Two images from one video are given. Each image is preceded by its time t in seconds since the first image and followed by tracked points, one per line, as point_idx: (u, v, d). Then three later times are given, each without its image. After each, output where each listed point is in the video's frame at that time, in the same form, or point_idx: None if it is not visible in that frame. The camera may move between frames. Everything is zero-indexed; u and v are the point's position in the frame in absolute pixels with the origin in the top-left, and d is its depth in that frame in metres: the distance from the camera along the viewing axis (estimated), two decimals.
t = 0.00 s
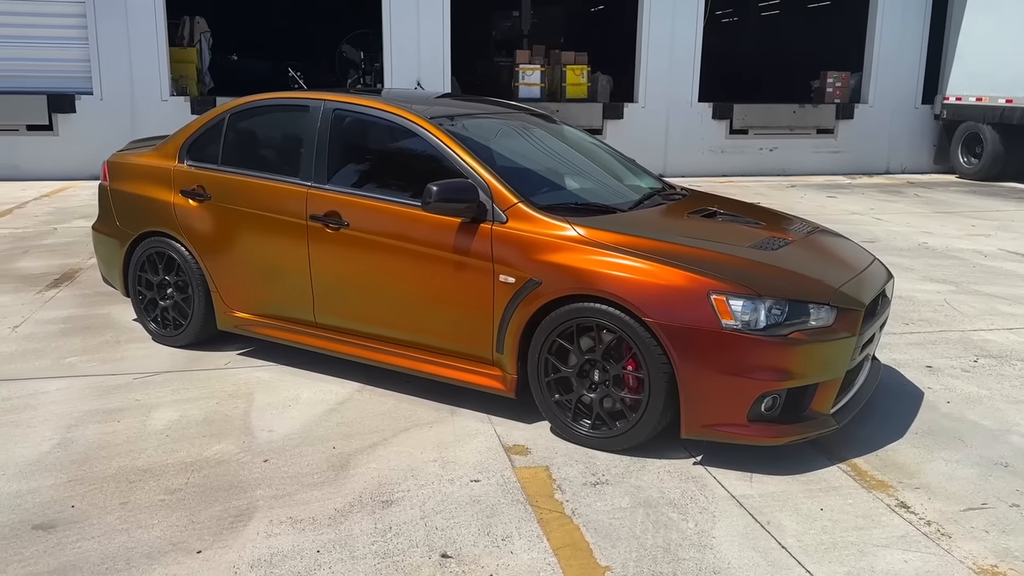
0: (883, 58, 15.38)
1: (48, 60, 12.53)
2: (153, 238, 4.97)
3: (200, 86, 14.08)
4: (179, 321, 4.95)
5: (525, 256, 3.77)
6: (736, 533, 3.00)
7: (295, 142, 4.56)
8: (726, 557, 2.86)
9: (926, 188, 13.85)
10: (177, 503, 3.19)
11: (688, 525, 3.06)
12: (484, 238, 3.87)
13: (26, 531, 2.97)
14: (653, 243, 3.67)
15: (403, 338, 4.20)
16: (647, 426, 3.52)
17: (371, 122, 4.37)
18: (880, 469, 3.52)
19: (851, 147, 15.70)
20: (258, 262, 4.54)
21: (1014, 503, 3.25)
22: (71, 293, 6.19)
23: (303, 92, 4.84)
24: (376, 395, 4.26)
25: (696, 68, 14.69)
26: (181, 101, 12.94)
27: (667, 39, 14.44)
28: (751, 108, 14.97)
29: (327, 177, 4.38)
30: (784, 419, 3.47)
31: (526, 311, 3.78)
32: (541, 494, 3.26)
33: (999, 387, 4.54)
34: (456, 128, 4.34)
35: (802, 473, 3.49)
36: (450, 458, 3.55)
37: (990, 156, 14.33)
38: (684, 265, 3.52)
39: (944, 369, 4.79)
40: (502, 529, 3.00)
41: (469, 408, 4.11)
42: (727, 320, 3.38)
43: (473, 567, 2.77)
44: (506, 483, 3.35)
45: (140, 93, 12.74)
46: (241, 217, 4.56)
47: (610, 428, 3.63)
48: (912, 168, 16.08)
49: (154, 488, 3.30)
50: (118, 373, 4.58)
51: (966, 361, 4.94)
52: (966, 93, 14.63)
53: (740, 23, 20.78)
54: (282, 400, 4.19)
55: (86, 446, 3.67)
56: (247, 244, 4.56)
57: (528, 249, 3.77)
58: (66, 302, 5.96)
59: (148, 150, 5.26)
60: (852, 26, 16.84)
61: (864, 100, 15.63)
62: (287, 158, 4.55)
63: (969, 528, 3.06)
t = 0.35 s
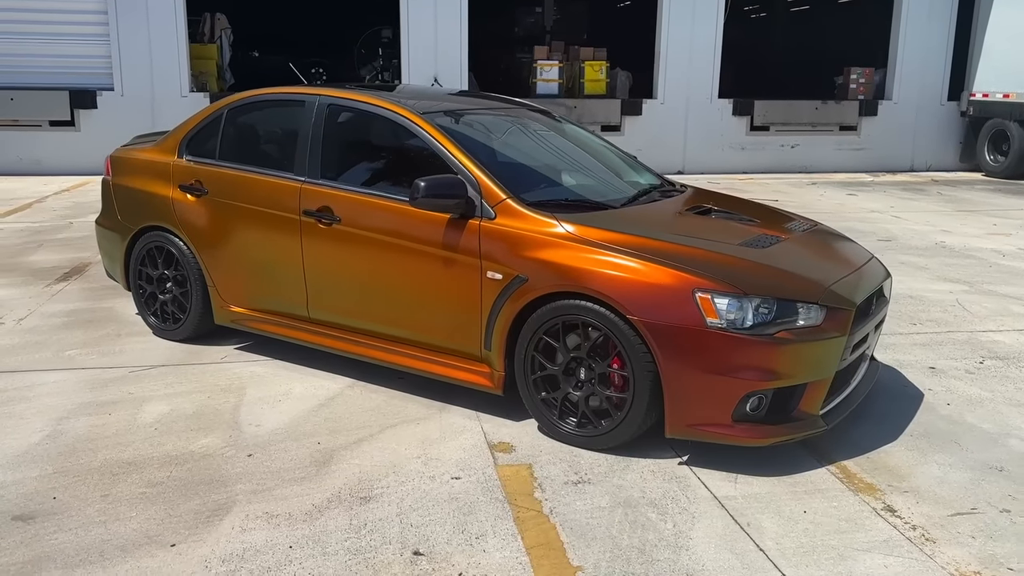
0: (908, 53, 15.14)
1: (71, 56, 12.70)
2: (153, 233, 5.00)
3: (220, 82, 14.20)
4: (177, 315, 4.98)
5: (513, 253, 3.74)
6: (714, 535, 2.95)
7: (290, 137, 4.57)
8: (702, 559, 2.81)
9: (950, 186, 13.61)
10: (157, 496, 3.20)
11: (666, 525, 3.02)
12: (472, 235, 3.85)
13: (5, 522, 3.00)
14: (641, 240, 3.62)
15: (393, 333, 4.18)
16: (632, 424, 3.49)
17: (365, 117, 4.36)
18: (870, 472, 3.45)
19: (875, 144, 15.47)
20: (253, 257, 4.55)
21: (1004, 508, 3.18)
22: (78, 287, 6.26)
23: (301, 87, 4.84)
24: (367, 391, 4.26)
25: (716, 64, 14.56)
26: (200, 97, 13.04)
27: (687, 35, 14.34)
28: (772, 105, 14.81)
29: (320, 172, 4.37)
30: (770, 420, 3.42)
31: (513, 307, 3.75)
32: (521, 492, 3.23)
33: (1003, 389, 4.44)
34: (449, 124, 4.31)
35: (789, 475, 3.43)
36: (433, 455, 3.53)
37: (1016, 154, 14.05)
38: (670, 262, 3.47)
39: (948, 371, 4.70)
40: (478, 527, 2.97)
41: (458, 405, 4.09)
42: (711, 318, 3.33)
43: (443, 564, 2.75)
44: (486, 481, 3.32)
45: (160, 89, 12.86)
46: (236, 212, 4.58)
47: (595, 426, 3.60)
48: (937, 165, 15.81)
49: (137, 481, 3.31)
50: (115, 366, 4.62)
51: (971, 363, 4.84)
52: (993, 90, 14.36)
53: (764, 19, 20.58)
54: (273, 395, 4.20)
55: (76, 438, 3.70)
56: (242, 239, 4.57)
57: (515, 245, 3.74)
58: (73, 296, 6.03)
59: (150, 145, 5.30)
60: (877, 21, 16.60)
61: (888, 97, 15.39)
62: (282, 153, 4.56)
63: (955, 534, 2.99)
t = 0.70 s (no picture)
0: (932, 49, 14.91)
1: (92, 53, 12.85)
2: (153, 227, 5.05)
3: (239, 79, 14.31)
4: (176, 309, 5.03)
5: (498, 249, 3.73)
6: (689, 536, 2.93)
7: (285, 132, 4.59)
8: (674, 560, 2.79)
9: (973, 184, 13.39)
10: (139, 488, 3.23)
11: (642, 525, 2.99)
12: (459, 230, 3.84)
13: None
14: (626, 237, 3.59)
15: (383, 329, 4.19)
16: (614, 423, 3.46)
17: (358, 113, 4.37)
18: (855, 474, 3.40)
19: (897, 141, 15.25)
20: (248, 251, 4.57)
21: (991, 513, 3.12)
22: (85, 281, 6.34)
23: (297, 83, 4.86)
24: (357, 386, 4.27)
25: (735, 59, 14.43)
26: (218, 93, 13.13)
27: (706, 30, 14.22)
28: (793, 101, 14.65)
29: (313, 168, 4.39)
30: (753, 420, 3.38)
31: (499, 305, 3.74)
32: (499, 489, 3.22)
33: (1004, 391, 4.36)
34: (441, 119, 4.31)
35: (771, 475, 3.39)
36: (415, 451, 3.53)
37: None
38: (654, 260, 3.44)
39: (948, 372, 4.62)
40: (452, 524, 2.97)
41: (447, 402, 4.09)
42: (694, 317, 3.29)
43: (412, 561, 2.74)
44: (466, 477, 3.31)
45: (180, 85, 12.98)
46: (232, 208, 4.60)
47: (579, 424, 3.57)
48: (962, 163, 15.55)
49: (120, 474, 3.34)
50: (113, 360, 4.68)
51: (973, 364, 4.76)
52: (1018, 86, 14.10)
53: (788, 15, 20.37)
54: (264, 389, 4.22)
55: (65, 430, 3.74)
56: (238, 234, 4.59)
57: (502, 242, 3.73)
58: (79, 290, 6.10)
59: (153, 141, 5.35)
60: (902, 16, 16.36)
61: (911, 93, 15.17)
62: (277, 149, 4.59)
63: (936, 538, 2.93)
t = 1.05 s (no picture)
0: (954, 45, 14.70)
1: (113, 49, 13.01)
2: (152, 222, 5.11)
3: (258, 75, 14.42)
4: (174, 304, 5.08)
5: (483, 246, 3.73)
6: (661, 534, 2.92)
7: (280, 128, 4.63)
8: (642, 558, 2.78)
9: (995, 182, 13.18)
10: (121, 480, 3.27)
11: (614, 523, 2.99)
12: (445, 227, 3.85)
13: None
14: (609, 235, 3.58)
15: (373, 324, 4.20)
16: (594, 421, 3.45)
17: (349, 110, 4.40)
18: (837, 475, 3.36)
19: (919, 138, 15.05)
20: (242, 246, 4.61)
21: (971, 516, 3.07)
22: (92, 275, 6.43)
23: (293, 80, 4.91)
24: (347, 381, 4.29)
25: (753, 55, 14.31)
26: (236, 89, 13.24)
27: (724, 26, 14.12)
28: (812, 98, 14.51)
29: (305, 164, 4.42)
30: (732, 419, 3.36)
31: (483, 301, 3.74)
32: (475, 486, 3.23)
33: (1001, 393, 4.29)
34: (431, 116, 4.33)
35: (751, 476, 3.36)
36: (396, 447, 3.55)
37: None
38: (635, 258, 3.43)
39: (945, 373, 4.56)
40: (423, 520, 2.97)
41: (434, 398, 4.11)
42: (673, 315, 3.28)
43: (381, 556, 2.76)
44: (443, 474, 3.32)
45: (198, 81, 13.10)
46: (227, 203, 4.64)
47: (560, 422, 3.57)
48: (985, 161, 15.31)
49: (104, 466, 3.39)
50: (110, 353, 4.74)
51: (972, 365, 4.69)
52: None
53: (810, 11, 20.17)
54: (254, 384, 4.26)
55: (56, 422, 3.80)
56: (233, 230, 4.63)
57: (486, 239, 3.73)
58: (85, 284, 6.19)
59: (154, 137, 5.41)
60: (925, 12, 16.14)
61: (933, 90, 14.96)
62: (271, 145, 4.63)
63: (912, 541, 2.90)
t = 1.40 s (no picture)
0: (978, 42, 14.48)
1: (133, 46, 13.15)
2: (154, 218, 5.16)
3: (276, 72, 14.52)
4: (175, 299, 5.13)
5: (471, 244, 3.73)
6: (637, 534, 2.91)
7: (277, 125, 4.66)
8: (616, 558, 2.77)
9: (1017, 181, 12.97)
10: (108, 472, 3.31)
11: (591, 522, 2.98)
12: (435, 224, 3.86)
13: None
14: (596, 233, 3.57)
15: (365, 321, 4.22)
16: (579, 419, 3.45)
17: (344, 107, 4.42)
18: (823, 477, 3.33)
19: (941, 136, 14.84)
20: (240, 242, 4.64)
21: (955, 521, 3.03)
22: (101, 269, 6.51)
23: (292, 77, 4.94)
24: (339, 378, 4.31)
25: (772, 51, 14.19)
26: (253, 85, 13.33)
27: (741, 22, 14.01)
28: (832, 94, 14.37)
29: (301, 161, 4.44)
30: (716, 420, 3.33)
31: (471, 299, 3.74)
32: (455, 483, 3.23)
33: (1000, 396, 4.23)
34: (424, 113, 4.34)
35: (735, 477, 3.34)
36: (381, 443, 3.55)
37: None
38: (620, 256, 3.41)
39: (945, 375, 4.50)
40: (401, 517, 2.98)
41: (425, 395, 4.12)
42: (656, 314, 3.26)
43: (355, 552, 2.77)
44: (425, 471, 3.33)
45: (216, 78, 13.22)
46: (226, 200, 4.68)
47: (545, 420, 3.56)
48: (1009, 159, 15.06)
49: (92, 458, 3.43)
50: (111, 347, 4.80)
51: (974, 367, 4.63)
52: None
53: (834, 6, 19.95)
54: (248, 379, 4.29)
55: (50, 414, 3.85)
56: (231, 226, 4.67)
57: (474, 236, 3.73)
58: (93, 278, 6.27)
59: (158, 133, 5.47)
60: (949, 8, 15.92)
61: (956, 87, 14.75)
62: (269, 142, 4.66)
63: (892, 545, 2.87)
